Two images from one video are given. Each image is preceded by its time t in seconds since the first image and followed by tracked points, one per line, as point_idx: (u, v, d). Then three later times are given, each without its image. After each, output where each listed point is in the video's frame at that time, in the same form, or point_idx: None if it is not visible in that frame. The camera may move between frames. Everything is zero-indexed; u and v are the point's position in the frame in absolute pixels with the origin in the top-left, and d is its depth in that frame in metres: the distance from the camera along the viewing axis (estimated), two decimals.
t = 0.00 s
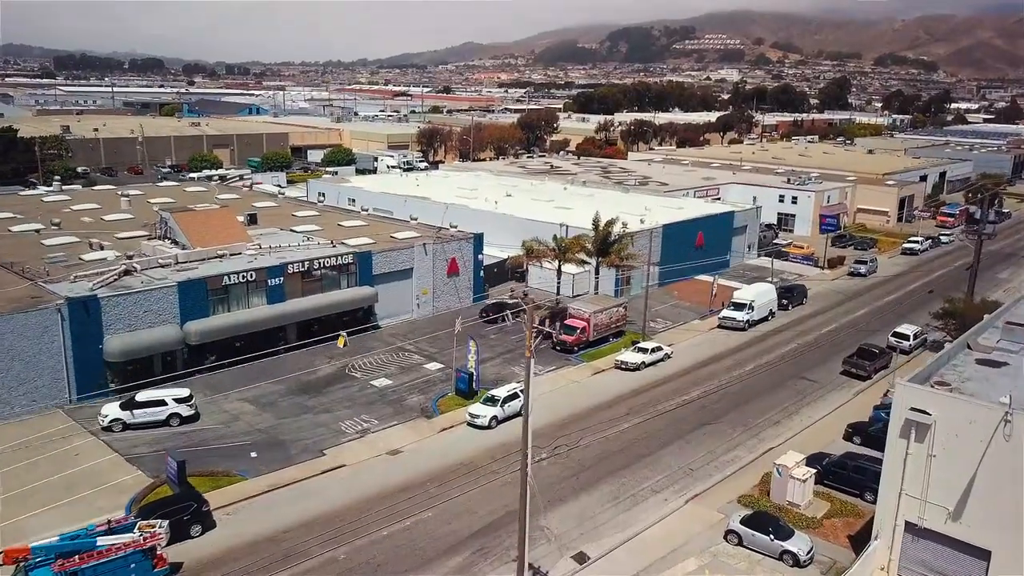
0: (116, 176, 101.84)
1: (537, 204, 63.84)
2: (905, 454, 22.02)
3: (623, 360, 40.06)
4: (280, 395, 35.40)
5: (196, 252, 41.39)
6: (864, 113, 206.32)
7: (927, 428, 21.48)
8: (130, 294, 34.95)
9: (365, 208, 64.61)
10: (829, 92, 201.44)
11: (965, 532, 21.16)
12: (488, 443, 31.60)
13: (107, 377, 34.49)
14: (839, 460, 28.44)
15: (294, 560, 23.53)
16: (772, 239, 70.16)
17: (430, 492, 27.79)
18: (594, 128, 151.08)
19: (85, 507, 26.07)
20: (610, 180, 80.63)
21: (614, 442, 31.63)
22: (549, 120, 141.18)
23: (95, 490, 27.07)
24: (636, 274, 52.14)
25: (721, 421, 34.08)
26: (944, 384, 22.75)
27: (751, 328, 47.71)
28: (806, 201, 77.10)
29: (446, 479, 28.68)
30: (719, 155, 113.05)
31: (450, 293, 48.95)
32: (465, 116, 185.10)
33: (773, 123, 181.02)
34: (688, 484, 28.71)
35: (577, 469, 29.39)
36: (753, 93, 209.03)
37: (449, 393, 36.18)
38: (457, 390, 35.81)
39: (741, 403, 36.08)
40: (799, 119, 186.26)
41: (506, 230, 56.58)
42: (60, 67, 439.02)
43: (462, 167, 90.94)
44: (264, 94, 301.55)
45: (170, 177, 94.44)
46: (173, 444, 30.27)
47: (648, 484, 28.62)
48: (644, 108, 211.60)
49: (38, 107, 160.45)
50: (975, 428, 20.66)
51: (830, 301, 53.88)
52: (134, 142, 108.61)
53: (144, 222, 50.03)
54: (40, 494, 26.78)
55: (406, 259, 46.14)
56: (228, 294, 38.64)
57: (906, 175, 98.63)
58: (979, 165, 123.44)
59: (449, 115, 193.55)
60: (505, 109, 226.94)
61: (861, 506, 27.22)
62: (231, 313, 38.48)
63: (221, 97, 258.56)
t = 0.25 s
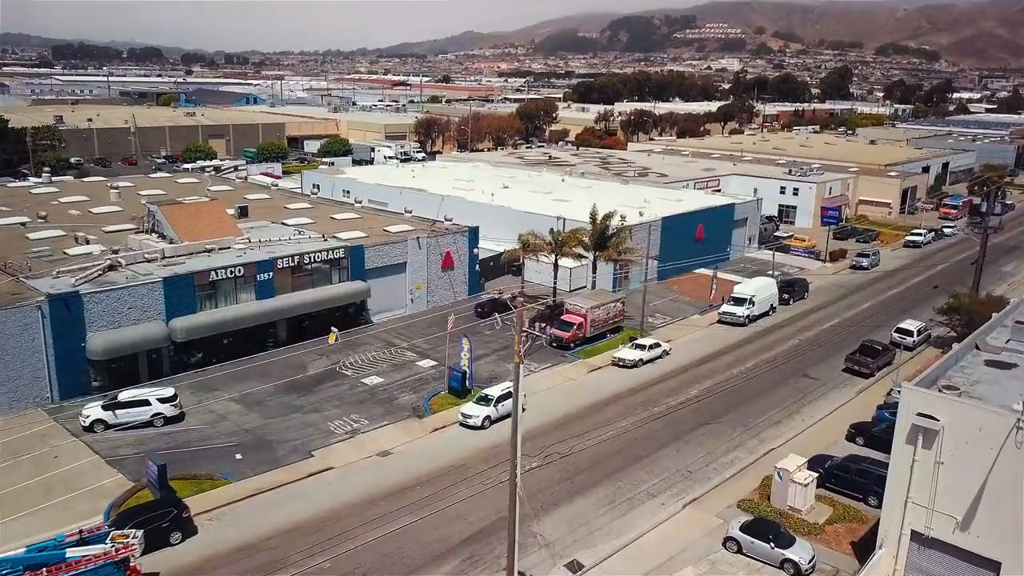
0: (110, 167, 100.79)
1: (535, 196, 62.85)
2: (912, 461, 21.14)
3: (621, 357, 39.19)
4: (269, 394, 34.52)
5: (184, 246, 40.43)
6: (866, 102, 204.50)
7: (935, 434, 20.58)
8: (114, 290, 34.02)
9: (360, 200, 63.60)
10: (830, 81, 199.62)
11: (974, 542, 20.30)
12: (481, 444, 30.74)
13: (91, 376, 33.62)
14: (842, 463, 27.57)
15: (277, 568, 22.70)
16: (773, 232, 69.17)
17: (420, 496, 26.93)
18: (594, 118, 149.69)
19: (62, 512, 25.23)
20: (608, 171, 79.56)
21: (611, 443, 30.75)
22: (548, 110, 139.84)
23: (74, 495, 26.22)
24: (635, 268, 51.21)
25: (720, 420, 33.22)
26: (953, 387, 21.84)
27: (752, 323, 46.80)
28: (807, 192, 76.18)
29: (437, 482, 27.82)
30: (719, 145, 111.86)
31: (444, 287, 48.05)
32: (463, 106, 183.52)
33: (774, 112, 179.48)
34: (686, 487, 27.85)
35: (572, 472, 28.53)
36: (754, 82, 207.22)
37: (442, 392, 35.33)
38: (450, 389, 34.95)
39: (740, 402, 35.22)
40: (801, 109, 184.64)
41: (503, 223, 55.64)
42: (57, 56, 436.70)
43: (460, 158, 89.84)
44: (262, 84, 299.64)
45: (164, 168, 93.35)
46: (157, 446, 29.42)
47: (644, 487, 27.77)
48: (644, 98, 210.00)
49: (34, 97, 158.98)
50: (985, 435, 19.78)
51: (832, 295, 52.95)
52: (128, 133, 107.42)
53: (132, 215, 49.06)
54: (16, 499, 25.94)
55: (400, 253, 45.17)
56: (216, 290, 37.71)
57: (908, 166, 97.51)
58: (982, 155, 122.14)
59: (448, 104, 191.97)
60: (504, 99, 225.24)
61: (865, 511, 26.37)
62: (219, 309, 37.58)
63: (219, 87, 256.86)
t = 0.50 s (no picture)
0: (103, 156, 99.63)
1: (532, 187, 61.80)
2: (919, 468, 20.23)
3: (618, 353, 38.28)
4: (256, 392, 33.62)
5: (171, 239, 39.45)
6: (868, 90, 202.75)
7: (944, 441, 19.68)
8: (97, 285, 33.06)
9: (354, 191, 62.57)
10: (832, 70, 197.87)
11: (984, 554, 19.43)
12: (473, 445, 29.86)
13: (73, 374, 32.73)
14: (846, 466, 26.65)
15: None
16: (774, 223, 68.13)
17: (408, 500, 26.06)
18: (594, 107, 148.28)
19: (38, 517, 24.39)
20: (608, 161, 78.46)
21: (606, 444, 29.86)
22: (547, 99, 138.48)
23: (51, 499, 25.38)
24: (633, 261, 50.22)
25: (720, 420, 32.33)
26: (962, 391, 20.92)
27: (752, 318, 45.85)
28: (809, 182, 75.21)
29: (427, 485, 26.95)
30: (720, 135, 110.62)
31: (439, 281, 47.10)
32: (462, 94, 181.87)
33: (775, 101, 177.92)
34: (684, 491, 26.99)
35: (566, 474, 27.67)
36: (755, 71, 205.44)
37: (434, 389, 34.46)
38: (442, 386, 34.06)
39: (740, 400, 34.31)
40: (802, 97, 183.00)
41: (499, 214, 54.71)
42: (55, 44, 433.97)
43: (457, 147, 88.69)
44: (260, 72, 297.64)
45: (158, 158, 92.28)
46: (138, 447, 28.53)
47: (640, 491, 26.90)
48: (644, 86, 208.24)
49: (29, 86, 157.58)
50: (997, 442, 18.87)
51: (834, 289, 51.99)
52: (122, 122, 106.26)
53: (120, 206, 48.06)
54: None
55: (393, 246, 44.19)
56: (202, 285, 36.73)
57: (911, 156, 96.31)
58: (986, 145, 120.82)
59: (447, 93, 190.40)
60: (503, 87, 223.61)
61: (869, 516, 25.48)
62: (206, 304, 36.64)
63: (216, 75, 255.12)
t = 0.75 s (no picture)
0: (96, 145, 98.42)
1: (529, 177, 60.74)
2: (928, 478, 19.30)
3: (615, 349, 37.33)
4: (242, 391, 32.69)
5: (156, 233, 38.40)
6: (870, 78, 200.99)
7: (954, 450, 18.74)
8: (77, 281, 32.05)
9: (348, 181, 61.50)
10: (834, 57, 196.04)
11: (995, 568, 18.53)
12: (464, 446, 28.96)
13: (53, 372, 31.77)
14: (849, 470, 25.72)
15: None
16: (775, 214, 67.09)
17: (396, 505, 25.17)
18: (593, 95, 146.81)
19: (11, 523, 23.51)
20: (607, 150, 77.28)
21: (602, 445, 28.94)
22: (546, 87, 137.04)
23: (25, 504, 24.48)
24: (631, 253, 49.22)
25: (719, 420, 31.40)
26: (973, 396, 19.96)
27: (753, 312, 44.88)
28: (811, 172, 74.17)
29: (416, 490, 26.06)
30: (721, 123, 109.36)
31: (432, 274, 46.12)
32: (461, 82, 180.17)
33: (776, 89, 176.27)
34: (681, 495, 26.09)
35: (559, 478, 26.78)
36: (756, 58, 203.56)
37: (426, 387, 33.54)
38: (434, 384, 33.13)
39: (741, 399, 33.37)
40: (804, 85, 181.30)
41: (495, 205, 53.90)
42: (51, 31, 430.79)
43: (454, 136, 87.50)
44: (257, 60, 295.38)
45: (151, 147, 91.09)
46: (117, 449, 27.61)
47: (636, 495, 26.01)
48: (645, 73, 206.41)
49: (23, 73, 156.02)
50: (1010, 452, 17.93)
51: (836, 281, 50.99)
52: (116, 110, 104.95)
53: (107, 198, 46.99)
54: None
55: (385, 239, 43.20)
56: (187, 279, 35.71)
57: (914, 145, 95.11)
58: (989, 133, 119.51)
59: (445, 80, 188.67)
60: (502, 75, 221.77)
61: (873, 522, 24.57)
62: (192, 300, 35.66)
63: (213, 63, 253.09)
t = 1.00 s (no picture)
0: (89, 134, 97.18)
1: (526, 167, 59.68)
2: (937, 491, 18.32)
3: (612, 346, 36.37)
4: (226, 390, 31.73)
5: (140, 226, 37.34)
6: (873, 65, 199.06)
7: (965, 462, 17.77)
8: (56, 277, 31.02)
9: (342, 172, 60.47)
10: (836, 44, 194.12)
11: None
12: (455, 448, 28.04)
13: (31, 371, 30.79)
14: (853, 476, 24.77)
15: None
16: (777, 204, 66.04)
17: (382, 512, 24.26)
18: (593, 82, 145.26)
19: None
20: (605, 139, 76.09)
21: (597, 448, 28.00)
22: (545, 74, 135.45)
23: None
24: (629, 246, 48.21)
25: (718, 420, 30.46)
26: (985, 403, 18.96)
27: (754, 307, 43.87)
28: (813, 162, 73.06)
29: (403, 495, 25.13)
30: (722, 111, 108.04)
31: (426, 267, 45.16)
32: (459, 70, 178.36)
33: (778, 76, 174.53)
34: (679, 501, 25.17)
35: (552, 483, 25.85)
36: (758, 45, 201.54)
37: (417, 386, 32.60)
38: (425, 384, 32.21)
39: (741, 398, 32.43)
40: (806, 72, 179.54)
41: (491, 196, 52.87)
42: (47, 18, 427.85)
43: (450, 125, 86.24)
44: (255, 47, 293.12)
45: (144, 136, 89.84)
46: (95, 453, 26.66)
47: (632, 501, 25.10)
48: (645, 61, 204.48)
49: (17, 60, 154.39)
50: None
51: (839, 274, 49.99)
52: (109, 98, 103.59)
53: (93, 189, 45.88)
54: None
55: (377, 231, 42.19)
56: (170, 275, 34.69)
57: (917, 134, 93.87)
58: (993, 122, 118.12)
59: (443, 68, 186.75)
60: (501, 62, 219.69)
61: (877, 530, 23.64)
62: (177, 295, 34.69)
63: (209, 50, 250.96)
